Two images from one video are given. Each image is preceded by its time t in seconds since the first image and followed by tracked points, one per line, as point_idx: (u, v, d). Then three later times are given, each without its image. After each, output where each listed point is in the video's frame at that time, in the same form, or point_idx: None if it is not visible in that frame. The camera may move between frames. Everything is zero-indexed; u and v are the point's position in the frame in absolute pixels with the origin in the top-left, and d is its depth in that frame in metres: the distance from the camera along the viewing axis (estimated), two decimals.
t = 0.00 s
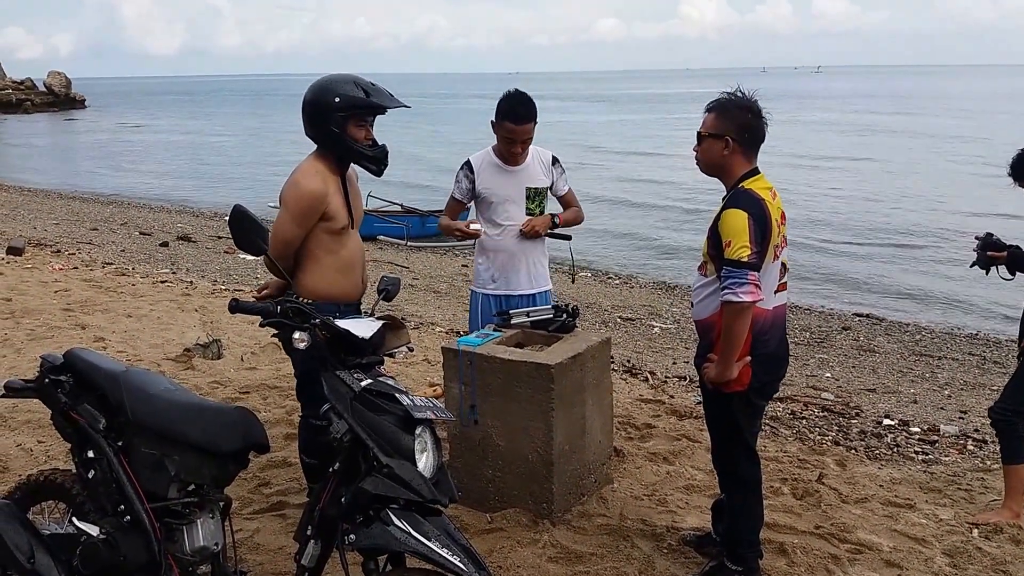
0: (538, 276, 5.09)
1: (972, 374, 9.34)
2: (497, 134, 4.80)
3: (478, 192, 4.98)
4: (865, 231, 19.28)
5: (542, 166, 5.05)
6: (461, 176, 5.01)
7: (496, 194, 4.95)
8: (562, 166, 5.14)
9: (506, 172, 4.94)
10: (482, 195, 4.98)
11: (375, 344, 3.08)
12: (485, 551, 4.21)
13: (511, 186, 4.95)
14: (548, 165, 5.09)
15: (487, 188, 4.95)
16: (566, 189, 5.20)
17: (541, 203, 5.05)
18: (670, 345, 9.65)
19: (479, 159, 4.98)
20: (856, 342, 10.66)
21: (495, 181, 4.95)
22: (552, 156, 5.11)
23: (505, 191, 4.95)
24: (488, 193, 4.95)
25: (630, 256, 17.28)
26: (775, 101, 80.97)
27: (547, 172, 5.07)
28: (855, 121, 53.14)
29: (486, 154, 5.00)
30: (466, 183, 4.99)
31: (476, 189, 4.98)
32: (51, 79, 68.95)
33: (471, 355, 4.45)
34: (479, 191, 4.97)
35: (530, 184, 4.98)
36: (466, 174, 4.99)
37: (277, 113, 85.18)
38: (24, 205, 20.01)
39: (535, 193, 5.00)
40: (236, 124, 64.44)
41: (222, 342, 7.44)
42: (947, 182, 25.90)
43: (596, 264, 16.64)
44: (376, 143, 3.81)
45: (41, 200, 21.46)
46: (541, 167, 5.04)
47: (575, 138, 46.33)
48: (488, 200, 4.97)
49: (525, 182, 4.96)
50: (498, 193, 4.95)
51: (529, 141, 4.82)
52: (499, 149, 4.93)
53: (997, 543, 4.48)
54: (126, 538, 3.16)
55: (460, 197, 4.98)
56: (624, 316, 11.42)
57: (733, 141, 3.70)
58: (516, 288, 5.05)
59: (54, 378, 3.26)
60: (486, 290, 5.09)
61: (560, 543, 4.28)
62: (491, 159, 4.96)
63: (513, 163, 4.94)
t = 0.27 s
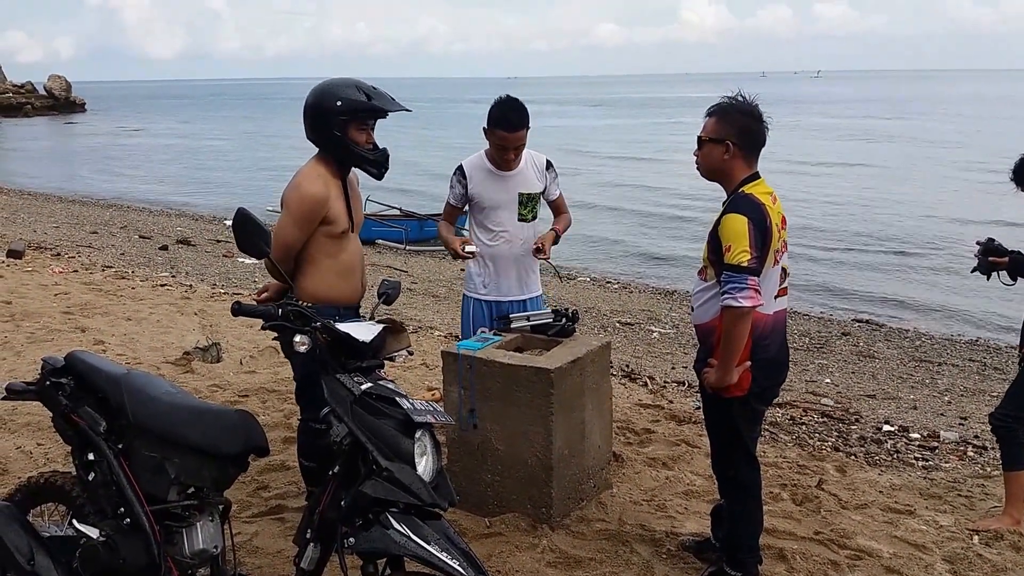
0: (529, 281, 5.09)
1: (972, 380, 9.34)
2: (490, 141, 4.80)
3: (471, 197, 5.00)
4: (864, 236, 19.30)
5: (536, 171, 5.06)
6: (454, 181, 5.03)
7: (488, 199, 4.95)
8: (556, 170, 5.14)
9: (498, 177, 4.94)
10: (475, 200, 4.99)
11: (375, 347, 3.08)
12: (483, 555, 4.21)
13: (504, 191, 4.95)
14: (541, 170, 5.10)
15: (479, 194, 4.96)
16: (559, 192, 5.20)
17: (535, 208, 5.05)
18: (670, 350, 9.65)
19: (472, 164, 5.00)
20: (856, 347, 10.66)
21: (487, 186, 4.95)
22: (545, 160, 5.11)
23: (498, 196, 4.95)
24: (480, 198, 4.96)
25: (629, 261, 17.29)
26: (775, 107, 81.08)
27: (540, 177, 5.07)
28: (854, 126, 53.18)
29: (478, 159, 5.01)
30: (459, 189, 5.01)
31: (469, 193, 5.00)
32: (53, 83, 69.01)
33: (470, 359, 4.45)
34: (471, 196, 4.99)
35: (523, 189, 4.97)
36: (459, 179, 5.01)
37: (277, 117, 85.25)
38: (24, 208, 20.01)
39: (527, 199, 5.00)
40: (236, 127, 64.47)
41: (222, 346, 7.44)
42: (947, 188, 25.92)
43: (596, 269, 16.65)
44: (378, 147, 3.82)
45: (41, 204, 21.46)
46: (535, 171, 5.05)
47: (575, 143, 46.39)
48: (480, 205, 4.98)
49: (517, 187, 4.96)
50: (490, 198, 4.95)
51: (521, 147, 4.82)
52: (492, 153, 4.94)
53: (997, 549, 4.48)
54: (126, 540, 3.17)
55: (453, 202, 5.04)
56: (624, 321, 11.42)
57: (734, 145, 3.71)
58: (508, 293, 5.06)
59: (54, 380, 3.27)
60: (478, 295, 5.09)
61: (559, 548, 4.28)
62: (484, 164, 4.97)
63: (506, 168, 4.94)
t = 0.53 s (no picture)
0: (521, 287, 5.11)
1: (970, 388, 9.34)
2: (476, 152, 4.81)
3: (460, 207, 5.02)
4: (862, 244, 19.32)
5: (525, 177, 5.05)
6: (444, 191, 5.06)
7: (476, 209, 4.97)
8: (545, 176, 5.15)
9: (485, 187, 4.94)
10: (464, 209, 5.01)
11: (375, 352, 3.07)
12: (480, 562, 4.20)
13: (493, 200, 4.95)
14: (531, 176, 5.09)
15: (468, 203, 4.98)
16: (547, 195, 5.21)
17: (525, 216, 5.06)
18: (668, 357, 9.65)
19: (460, 173, 5.00)
20: (854, 354, 10.68)
21: (475, 196, 4.96)
22: (534, 166, 5.11)
23: (487, 205, 4.96)
24: (468, 208, 4.98)
25: (628, 268, 17.31)
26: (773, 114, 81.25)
27: (529, 183, 5.07)
28: (852, 134, 53.27)
29: (467, 168, 5.02)
30: (449, 199, 5.04)
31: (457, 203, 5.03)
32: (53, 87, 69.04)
33: (468, 364, 4.45)
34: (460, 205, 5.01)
35: (512, 197, 4.98)
36: (448, 189, 5.03)
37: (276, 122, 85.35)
38: (22, 212, 20.01)
39: (516, 208, 5.00)
40: (235, 133, 64.51)
41: (220, 351, 7.43)
42: (945, 195, 25.96)
43: (594, 276, 16.65)
44: (379, 151, 3.83)
45: (39, 208, 21.46)
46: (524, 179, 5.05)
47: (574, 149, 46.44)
48: (469, 215, 5.00)
49: (506, 197, 4.97)
50: (479, 208, 4.96)
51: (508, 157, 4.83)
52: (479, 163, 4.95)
53: (996, 558, 4.47)
54: (124, 544, 3.16)
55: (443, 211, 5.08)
56: (622, 327, 11.42)
57: (736, 150, 3.71)
58: (499, 302, 5.07)
59: (55, 384, 3.29)
60: (469, 304, 5.10)
61: (557, 554, 4.27)
62: (472, 174, 4.98)
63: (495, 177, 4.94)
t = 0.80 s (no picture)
0: (523, 282, 5.12)
1: (967, 390, 9.35)
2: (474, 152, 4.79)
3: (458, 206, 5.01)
4: (859, 246, 19.34)
5: (520, 171, 5.08)
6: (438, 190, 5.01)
7: (477, 207, 4.97)
8: (537, 166, 5.19)
9: (483, 184, 4.94)
10: (461, 208, 5.00)
11: (373, 349, 3.07)
12: (477, 562, 4.21)
13: (492, 196, 4.96)
14: (524, 169, 5.12)
15: (466, 201, 4.97)
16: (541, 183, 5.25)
17: (523, 209, 5.09)
18: (665, 358, 9.66)
19: (455, 172, 4.97)
20: (851, 356, 10.69)
21: (473, 194, 4.96)
22: (526, 157, 5.13)
23: (487, 203, 4.96)
24: (467, 206, 4.97)
25: (625, 269, 17.33)
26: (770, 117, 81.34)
27: (524, 176, 5.10)
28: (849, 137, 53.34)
29: (461, 167, 4.99)
30: (444, 197, 5.00)
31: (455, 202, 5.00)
32: (51, 88, 68.96)
33: (466, 363, 4.46)
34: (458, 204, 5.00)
35: (511, 192, 5.00)
36: (443, 188, 4.99)
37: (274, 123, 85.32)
38: (20, 212, 19.98)
39: (515, 202, 5.03)
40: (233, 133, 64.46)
41: (217, 350, 7.43)
42: (942, 198, 26.00)
43: (591, 277, 16.66)
44: (376, 147, 3.84)
45: (36, 208, 21.44)
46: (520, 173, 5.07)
47: (572, 151, 46.46)
48: (467, 212, 5.00)
49: (504, 193, 4.98)
50: (479, 206, 4.97)
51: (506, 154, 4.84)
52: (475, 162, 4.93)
53: (993, 560, 4.48)
54: (121, 543, 3.16)
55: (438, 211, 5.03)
56: (619, 328, 11.43)
57: (733, 147, 3.72)
58: (505, 301, 5.08)
59: (53, 381, 3.29)
60: (473, 303, 5.11)
61: (554, 554, 4.28)
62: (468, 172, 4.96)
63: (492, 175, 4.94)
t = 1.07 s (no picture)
0: (537, 272, 5.10)
1: (962, 375, 9.40)
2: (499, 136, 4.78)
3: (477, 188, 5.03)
4: (856, 234, 19.37)
5: (546, 162, 5.06)
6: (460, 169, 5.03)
7: (496, 191, 4.97)
8: (566, 158, 5.14)
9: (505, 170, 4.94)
10: (481, 191, 5.02)
11: (371, 334, 3.09)
12: (473, 546, 4.24)
13: (512, 183, 4.96)
14: (551, 159, 5.09)
15: (485, 185, 4.98)
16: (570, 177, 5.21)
17: (543, 200, 5.07)
18: (662, 344, 9.70)
19: (479, 154, 4.99)
20: (846, 342, 10.73)
21: (494, 179, 4.96)
22: (555, 148, 5.10)
23: (506, 189, 4.97)
24: (487, 189, 4.98)
25: (623, 256, 17.34)
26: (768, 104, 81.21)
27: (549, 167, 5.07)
28: (846, 125, 53.34)
29: (486, 149, 4.99)
30: (466, 177, 5.02)
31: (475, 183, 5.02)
32: (47, 74, 68.68)
33: (463, 349, 4.48)
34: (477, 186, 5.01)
35: (531, 181, 4.99)
36: (466, 168, 5.00)
37: (270, 109, 85.05)
38: (16, 198, 19.94)
39: (535, 192, 5.01)
40: (229, 120, 64.27)
41: (215, 337, 7.45)
42: (939, 186, 26.01)
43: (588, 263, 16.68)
44: (374, 128, 3.83)
45: (32, 194, 21.39)
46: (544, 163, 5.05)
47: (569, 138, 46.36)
48: (486, 196, 5.01)
49: (525, 181, 4.97)
50: (497, 191, 4.97)
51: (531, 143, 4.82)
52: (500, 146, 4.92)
53: (984, 543, 4.52)
54: (120, 529, 3.18)
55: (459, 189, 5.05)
56: (616, 315, 11.47)
57: (734, 132, 3.73)
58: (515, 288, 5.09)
59: (50, 367, 3.30)
60: (484, 286, 5.14)
61: (550, 538, 4.31)
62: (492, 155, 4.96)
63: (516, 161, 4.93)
